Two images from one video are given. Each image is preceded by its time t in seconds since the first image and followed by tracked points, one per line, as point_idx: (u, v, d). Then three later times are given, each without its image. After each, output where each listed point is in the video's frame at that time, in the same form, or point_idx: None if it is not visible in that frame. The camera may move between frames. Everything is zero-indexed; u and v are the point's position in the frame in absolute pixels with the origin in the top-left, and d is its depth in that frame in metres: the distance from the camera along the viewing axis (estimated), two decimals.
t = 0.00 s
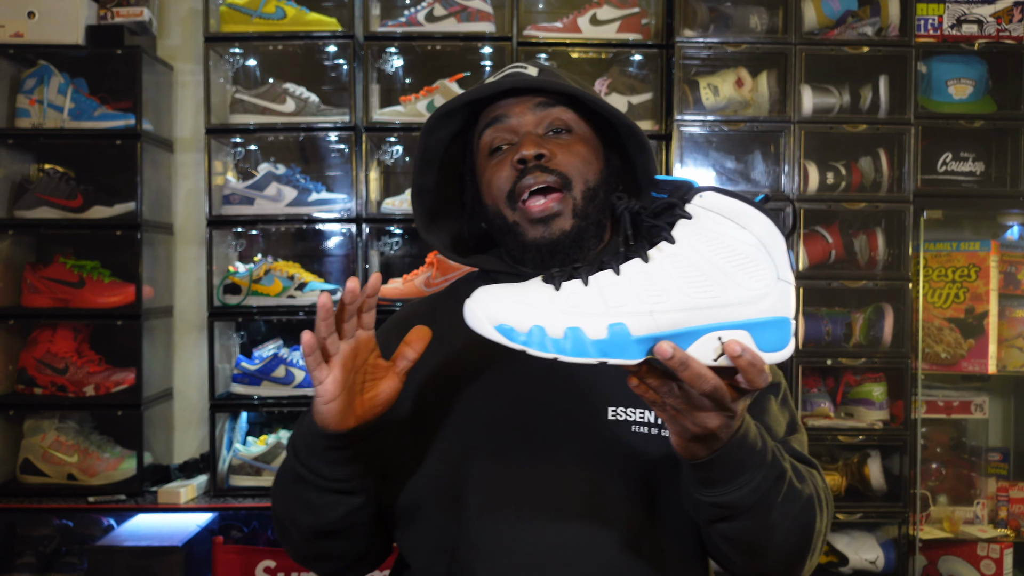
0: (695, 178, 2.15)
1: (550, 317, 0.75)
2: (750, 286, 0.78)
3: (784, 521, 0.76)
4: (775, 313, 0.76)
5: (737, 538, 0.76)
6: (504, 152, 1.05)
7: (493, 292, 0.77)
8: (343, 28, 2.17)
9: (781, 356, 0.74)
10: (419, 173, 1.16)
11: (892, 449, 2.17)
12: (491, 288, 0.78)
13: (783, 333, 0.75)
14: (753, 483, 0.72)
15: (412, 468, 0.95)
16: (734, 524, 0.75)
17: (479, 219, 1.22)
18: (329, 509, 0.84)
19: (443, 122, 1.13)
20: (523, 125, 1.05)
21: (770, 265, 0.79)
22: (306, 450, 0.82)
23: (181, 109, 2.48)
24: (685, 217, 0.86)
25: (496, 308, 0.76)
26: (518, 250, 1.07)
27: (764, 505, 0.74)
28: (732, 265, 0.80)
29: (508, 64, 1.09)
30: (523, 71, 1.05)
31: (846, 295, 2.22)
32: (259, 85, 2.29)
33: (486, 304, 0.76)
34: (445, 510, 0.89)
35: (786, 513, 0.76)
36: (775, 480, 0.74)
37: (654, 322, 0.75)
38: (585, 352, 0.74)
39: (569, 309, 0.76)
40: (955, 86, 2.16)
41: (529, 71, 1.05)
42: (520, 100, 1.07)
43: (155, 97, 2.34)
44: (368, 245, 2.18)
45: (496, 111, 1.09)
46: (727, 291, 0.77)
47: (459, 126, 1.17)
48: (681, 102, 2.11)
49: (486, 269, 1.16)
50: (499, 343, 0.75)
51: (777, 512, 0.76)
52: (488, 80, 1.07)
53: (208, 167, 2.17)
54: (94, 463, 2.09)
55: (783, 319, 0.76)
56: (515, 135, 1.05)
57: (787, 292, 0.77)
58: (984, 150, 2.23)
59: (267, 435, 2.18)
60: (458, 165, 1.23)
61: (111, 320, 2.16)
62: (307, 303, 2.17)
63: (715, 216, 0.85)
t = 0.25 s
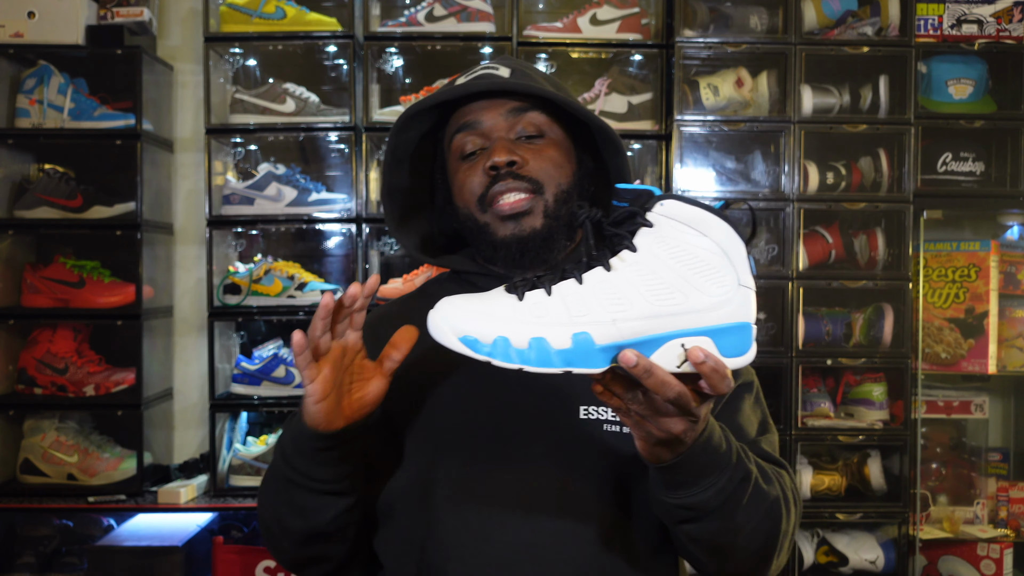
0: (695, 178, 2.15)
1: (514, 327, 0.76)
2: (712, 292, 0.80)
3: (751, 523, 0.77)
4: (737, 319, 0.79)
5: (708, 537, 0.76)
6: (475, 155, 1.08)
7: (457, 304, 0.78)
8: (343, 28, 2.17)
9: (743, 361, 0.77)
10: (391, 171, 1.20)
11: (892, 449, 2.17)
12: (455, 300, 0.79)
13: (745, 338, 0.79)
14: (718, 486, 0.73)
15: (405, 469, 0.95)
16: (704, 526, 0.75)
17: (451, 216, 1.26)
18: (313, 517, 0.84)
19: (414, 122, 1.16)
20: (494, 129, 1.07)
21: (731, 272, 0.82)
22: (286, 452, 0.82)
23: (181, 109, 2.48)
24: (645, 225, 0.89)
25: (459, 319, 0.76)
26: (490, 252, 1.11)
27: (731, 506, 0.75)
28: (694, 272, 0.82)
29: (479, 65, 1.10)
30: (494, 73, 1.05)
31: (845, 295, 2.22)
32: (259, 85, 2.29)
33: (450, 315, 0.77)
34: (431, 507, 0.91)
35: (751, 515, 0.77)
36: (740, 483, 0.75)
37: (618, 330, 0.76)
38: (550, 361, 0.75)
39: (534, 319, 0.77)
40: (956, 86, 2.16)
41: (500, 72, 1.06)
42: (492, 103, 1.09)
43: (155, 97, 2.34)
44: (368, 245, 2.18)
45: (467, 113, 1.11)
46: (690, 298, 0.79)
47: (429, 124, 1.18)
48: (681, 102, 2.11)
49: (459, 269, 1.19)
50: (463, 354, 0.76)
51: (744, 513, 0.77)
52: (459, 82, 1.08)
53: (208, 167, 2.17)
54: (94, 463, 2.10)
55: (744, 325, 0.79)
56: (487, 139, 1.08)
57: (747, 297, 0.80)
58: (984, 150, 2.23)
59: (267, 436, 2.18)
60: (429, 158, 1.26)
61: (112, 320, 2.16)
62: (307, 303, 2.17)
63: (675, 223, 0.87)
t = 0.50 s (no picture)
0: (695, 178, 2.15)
1: (466, 339, 0.76)
2: (667, 308, 0.78)
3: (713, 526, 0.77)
4: (692, 336, 0.77)
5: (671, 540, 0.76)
6: (444, 157, 1.07)
7: (413, 310, 0.78)
8: (343, 28, 2.17)
9: (697, 378, 0.76)
10: (358, 171, 1.21)
11: (892, 449, 2.17)
12: (412, 306, 0.79)
13: (700, 354, 0.77)
14: (677, 493, 0.73)
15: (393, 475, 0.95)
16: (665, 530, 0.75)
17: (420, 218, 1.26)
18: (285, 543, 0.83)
19: (381, 123, 1.15)
20: (462, 130, 1.07)
21: (688, 288, 0.80)
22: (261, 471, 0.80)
23: (181, 109, 2.48)
24: (601, 237, 0.85)
25: (414, 329, 0.76)
26: (460, 255, 1.11)
27: (691, 510, 0.75)
28: (650, 288, 0.80)
29: (448, 65, 1.10)
30: (463, 74, 1.06)
31: (845, 295, 2.22)
32: (259, 86, 2.29)
33: (405, 322, 0.77)
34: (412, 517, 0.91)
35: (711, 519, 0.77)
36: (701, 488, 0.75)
37: (570, 344, 0.76)
38: (501, 373, 0.75)
39: (487, 330, 0.77)
40: (955, 86, 2.16)
41: (468, 74, 1.06)
42: (461, 104, 1.09)
43: (155, 97, 2.34)
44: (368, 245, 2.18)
45: (435, 114, 1.10)
46: (644, 314, 0.78)
47: (398, 124, 1.18)
48: (681, 102, 2.11)
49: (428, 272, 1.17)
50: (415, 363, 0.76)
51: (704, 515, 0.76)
52: (428, 83, 1.08)
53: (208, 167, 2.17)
54: (94, 463, 2.10)
55: (700, 340, 0.77)
56: (456, 141, 1.07)
57: (705, 314, 0.78)
58: (984, 150, 2.23)
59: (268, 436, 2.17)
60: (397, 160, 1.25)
61: (112, 320, 2.16)
62: (307, 303, 2.16)
63: (634, 237, 0.83)
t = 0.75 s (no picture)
0: (695, 178, 2.15)
1: (397, 346, 0.75)
2: (598, 319, 0.76)
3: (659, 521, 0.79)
4: (622, 347, 0.75)
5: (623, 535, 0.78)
6: (416, 162, 1.08)
7: (346, 315, 0.76)
8: (343, 28, 2.17)
9: (625, 390, 0.74)
10: (327, 173, 1.19)
11: (892, 449, 2.17)
12: (346, 311, 0.77)
13: (631, 365, 0.75)
14: (617, 494, 0.74)
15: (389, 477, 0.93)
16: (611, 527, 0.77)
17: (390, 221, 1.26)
18: (305, 557, 0.78)
19: (351, 126, 1.15)
20: (434, 135, 1.08)
21: (620, 299, 0.78)
22: (273, 490, 0.75)
23: (181, 109, 2.48)
24: (534, 248, 0.82)
25: (346, 332, 0.75)
26: (433, 258, 1.11)
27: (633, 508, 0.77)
28: (581, 298, 0.78)
29: (419, 70, 1.10)
30: (434, 80, 1.07)
31: (845, 295, 2.22)
32: (259, 86, 2.29)
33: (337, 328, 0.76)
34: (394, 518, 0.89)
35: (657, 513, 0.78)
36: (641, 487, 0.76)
37: (500, 353, 0.74)
38: (431, 381, 0.75)
39: (417, 338, 0.76)
40: (955, 86, 2.17)
41: (441, 80, 1.07)
42: (433, 109, 1.09)
43: (155, 97, 2.34)
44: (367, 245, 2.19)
45: (406, 119, 1.11)
46: (575, 325, 0.76)
47: (368, 127, 1.18)
48: (681, 102, 2.11)
49: (401, 273, 1.15)
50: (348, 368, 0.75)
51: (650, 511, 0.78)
52: (400, 88, 1.08)
53: (208, 167, 2.17)
54: (94, 463, 2.10)
55: (632, 352, 0.75)
56: (427, 146, 1.08)
57: (636, 325, 0.76)
58: (984, 150, 2.23)
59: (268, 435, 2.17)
60: (366, 164, 1.25)
61: (112, 320, 2.16)
62: (307, 303, 2.17)
63: (565, 248, 0.81)
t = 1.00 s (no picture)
0: (694, 178, 2.15)
1: (353, 367, 0.75)
2: (553, 333, 0.78)
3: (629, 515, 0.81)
4: (577, 360, 0.77)
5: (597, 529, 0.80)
6: (393, 154, 1.07)
7: (300, 338, 0.77)
8: (343, 28, 2.17)
9: (581, 401, 0.77)
10: (302, 164, 1.19)
11: (892, 449, 2.17)
12: (299, 334, 0.77)
13: (588, 378, 0.78)
14: (579, 494, 0.76)
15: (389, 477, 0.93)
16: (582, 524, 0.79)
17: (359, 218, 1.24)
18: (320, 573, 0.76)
19: (329, 116, 1.15)
20: (412, 129, 1.07)
21: (574, 312, 0.80)
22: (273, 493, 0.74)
23: (181, 109, 2.48)
24: (487, 265, 0.83)
25: (303, 356, 0.75)
26: (405, 252, 1.10)
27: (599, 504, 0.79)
28: (536, 313, 0.80)
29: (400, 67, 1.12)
30: (416, 75, 1.09)
31: (845, 295, 2.22)
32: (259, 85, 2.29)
33: (292, 350, 0.76)
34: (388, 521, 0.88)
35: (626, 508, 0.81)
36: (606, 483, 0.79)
37: (457, 371, 0.75)
38: (388, 402, 0.74)
39: (372, 359, 0.75)
40: (955, 86, 2.17)
41: (422, 75, 1.09)
42: (411, 104, 1.10)
43: (155, 96, 2.34)
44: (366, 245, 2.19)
45: (383, 113, 1.11)
46: (530, 339, 0.78)
47: (346, 120, 1.18)
48: (681, 102, 2.11)
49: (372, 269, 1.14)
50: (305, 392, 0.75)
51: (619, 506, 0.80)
52: (380, 81, 1.09)
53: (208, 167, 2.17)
54: (94, 463, 2.10)
55: (587, 363, 0.78)
56: (404, 140, 1.07)
57: (591, 337, 0.78)
58: (984, 150, 2.23)
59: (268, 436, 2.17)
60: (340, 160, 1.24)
61: (112, 320, 2.16)
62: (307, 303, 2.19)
63: (518, 264, 0.82)
